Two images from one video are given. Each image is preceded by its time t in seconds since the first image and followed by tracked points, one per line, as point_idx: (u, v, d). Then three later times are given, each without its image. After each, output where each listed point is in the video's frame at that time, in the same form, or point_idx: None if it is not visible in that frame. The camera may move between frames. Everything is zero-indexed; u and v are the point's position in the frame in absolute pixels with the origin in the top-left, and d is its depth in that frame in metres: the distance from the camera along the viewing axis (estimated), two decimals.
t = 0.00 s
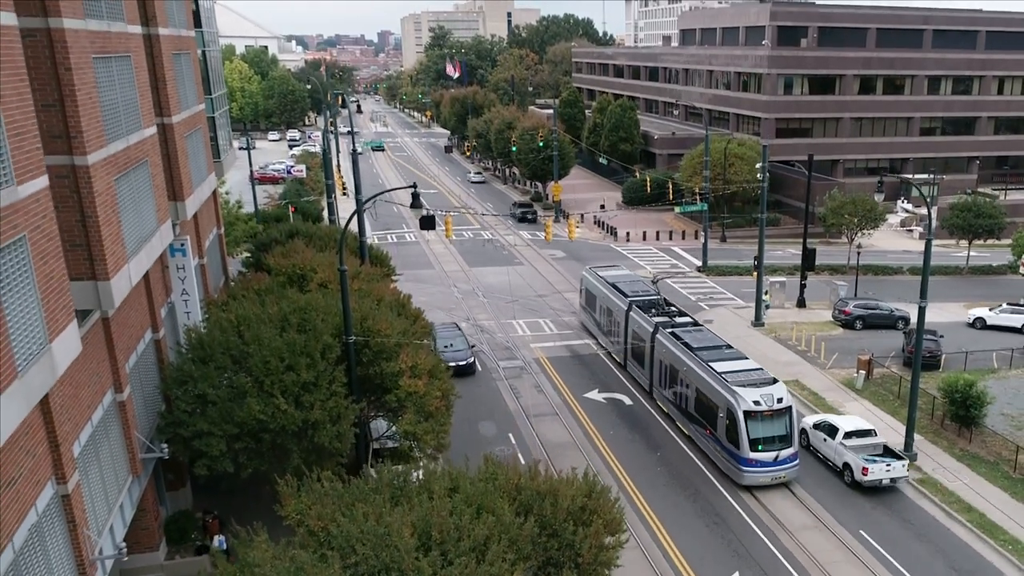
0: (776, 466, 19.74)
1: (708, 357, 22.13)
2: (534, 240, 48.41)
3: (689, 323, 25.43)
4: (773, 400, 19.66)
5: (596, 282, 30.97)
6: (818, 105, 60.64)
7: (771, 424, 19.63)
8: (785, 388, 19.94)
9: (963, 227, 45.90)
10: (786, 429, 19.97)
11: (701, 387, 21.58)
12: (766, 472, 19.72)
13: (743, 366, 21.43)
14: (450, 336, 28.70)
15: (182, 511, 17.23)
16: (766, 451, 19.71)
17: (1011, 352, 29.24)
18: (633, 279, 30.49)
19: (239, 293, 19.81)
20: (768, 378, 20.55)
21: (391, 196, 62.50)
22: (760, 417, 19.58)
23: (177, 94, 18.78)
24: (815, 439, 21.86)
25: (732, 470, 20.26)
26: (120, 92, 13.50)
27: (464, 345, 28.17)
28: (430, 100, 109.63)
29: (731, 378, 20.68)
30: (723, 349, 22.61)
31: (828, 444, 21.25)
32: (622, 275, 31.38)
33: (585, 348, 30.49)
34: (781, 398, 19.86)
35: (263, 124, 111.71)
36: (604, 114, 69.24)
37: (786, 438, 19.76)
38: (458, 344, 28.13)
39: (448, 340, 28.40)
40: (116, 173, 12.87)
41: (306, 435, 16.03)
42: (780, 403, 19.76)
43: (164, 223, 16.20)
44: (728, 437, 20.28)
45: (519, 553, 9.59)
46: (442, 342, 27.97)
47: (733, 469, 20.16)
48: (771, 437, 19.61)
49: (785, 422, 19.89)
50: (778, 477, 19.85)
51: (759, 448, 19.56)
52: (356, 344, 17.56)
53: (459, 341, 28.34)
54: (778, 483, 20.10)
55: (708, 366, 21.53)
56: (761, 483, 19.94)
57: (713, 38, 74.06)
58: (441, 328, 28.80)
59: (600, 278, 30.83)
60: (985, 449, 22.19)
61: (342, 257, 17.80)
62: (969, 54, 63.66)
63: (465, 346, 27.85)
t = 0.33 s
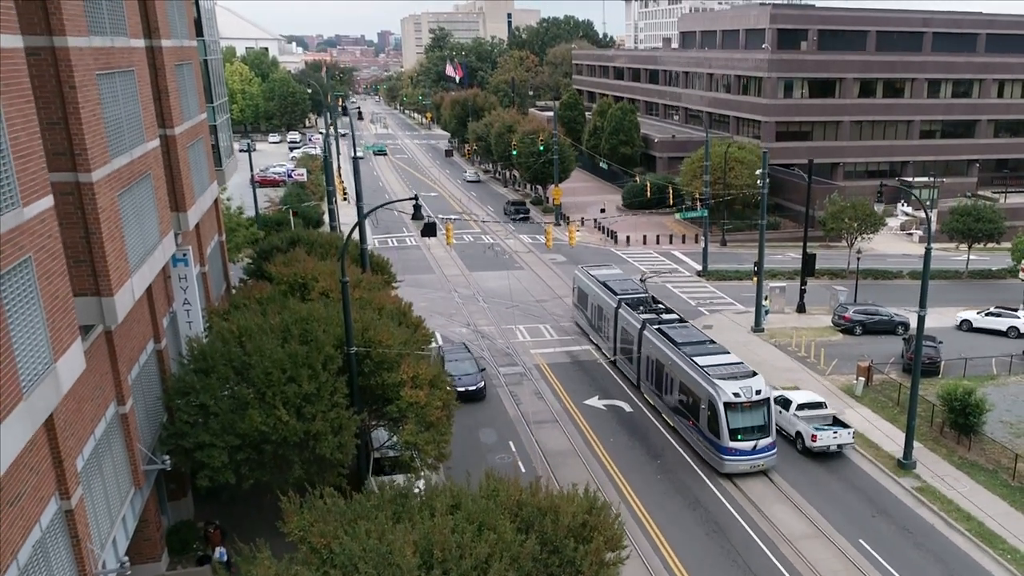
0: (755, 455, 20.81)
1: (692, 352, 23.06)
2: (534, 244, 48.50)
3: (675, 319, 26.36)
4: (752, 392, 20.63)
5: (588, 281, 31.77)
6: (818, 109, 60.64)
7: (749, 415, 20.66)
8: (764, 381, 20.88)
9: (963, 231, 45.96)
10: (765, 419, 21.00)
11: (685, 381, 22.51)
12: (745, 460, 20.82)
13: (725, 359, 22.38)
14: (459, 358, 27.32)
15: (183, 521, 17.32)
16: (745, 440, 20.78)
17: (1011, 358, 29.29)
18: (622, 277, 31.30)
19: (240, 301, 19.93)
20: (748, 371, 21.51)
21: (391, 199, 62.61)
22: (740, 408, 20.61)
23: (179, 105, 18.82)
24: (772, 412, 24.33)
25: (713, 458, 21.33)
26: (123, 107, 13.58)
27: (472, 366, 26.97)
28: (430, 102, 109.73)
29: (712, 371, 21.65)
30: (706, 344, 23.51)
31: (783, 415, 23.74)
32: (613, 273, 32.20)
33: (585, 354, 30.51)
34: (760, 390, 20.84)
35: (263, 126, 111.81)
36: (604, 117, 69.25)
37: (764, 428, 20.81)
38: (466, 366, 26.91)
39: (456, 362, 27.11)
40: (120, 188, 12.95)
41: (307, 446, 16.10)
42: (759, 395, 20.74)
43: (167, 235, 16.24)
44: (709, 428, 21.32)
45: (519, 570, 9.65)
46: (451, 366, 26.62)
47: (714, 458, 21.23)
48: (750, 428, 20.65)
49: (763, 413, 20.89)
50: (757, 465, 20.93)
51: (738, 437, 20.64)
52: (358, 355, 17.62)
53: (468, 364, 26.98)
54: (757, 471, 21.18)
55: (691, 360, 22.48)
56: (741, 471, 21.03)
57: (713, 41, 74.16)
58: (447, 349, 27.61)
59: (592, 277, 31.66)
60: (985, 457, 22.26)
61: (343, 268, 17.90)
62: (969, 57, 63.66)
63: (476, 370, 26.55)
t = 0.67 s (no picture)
0: (735, 444, 22.00)
1: (676, 346, 24.27)
2: (535, 247, 48.59)
3: (662, 315, 27.55)
4: (732, 384, 21.80)
5: (580, 280, 32.87)
6: (818, 112, 60.64)
7: (731, 405, 21.85)
8: (744, 373, 22.06)
9: (963, 235, 46.00)
10: (745, 410, 22.19)
11: (671, 374, 23.66)
12: (726, 449, 21.97)
13: (707, 353, 23.60)
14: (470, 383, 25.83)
15: (186, 531, 17.36)
16: (726, 430, 21.98)
17: (1011, 364, 29.35)
18: (613, 275, 32.47)
19: (241, 310, 19.99)
20: (730, 364, 22.73)
21: (391, 202, 62.72)
22: (721, 399, 21.80)
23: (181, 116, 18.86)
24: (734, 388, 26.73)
25: (696, 446, 22.50)
26: (126, 121, 13.65)
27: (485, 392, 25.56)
28: (430, 104, 109.73)
29: (695, 364, 22.85)
30: (691, 339, 24.70)
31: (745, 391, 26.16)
32: (604, 272, 33.37)
33: (586, 361, 30.55)
34: (740, 382, 22.03)
35: (263, 128, 111.79)
36: (604, 119, 69.31)
37: (743, 418, 22.01)
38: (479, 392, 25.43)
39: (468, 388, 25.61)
40: (123, 203, 13.02)
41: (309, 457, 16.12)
42: (739, 387, 21.92)
43: (169, 247, 16.29)
44: (693, 418, 22.47)
45: None
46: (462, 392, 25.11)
47: (698, 447, 22.39)
48: (731, 418, 21.85)
49: (743, 404, 22.09)
50: (737, 454, 22.11)
51: (719, 427, 21.85)
52: (359, 366, 17.67)
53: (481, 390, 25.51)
54: (738, 459, 22.36)
55: (675, 354, 23.68)
56: (722, 459, 22.21)
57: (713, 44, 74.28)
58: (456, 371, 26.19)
59: (584, 276, 32.72)
60: (984, 465, 22.32)
61: (345, 277, 17.92)
62: (969, 60, 63.68)
63: (487, 397, 25.13)
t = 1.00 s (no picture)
0: (717, 434, 23.01)
1: (662, 342, 25.38)
2: (535, 251, 48.68)
3: (649, 312, 28.68)
4: (714, 376, 22.88)
5: (572, 278, 33.99)
6: (818, 115, 60.72)
7: (712, 397, 22.90)
8: (725, 366, 23.11)
9: (963, 239, 46.04)
10: (726, 401, 23.27)
11: (656, 368, 24.74)
12: (708, 438, 23.02)
13: (691, 347, 24.70)
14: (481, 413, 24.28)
15: (187, 540, 17.33)
16: (707, 420, 23.04)
17: (1010, 370, 29.41)
18: (604, 274, 33.60)
19: (243, 319, 20.07)
20: (712, 358, 23.79)
21: (392, 204, 62.87)
22: (703, 391, 22.89)
23: (183, 127, 18.91)
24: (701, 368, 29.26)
25: (679, 434, 23.61)
26: (129, 136, 13.72)
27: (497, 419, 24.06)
28: (431, 106, 109.90)
29: (679, 358, 23.94)
30: (676, 334, 25.80)
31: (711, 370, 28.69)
32: (596, 271, 34.45)
33: (586, 367, 30.63)
34: (721, 374, 23.13)
35: (264, 130, 111.92)
36: (604, 122, 69.39)
37: (724, 409, 23.09)
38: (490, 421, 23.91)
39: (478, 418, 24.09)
40: (126, 218, 13.09)
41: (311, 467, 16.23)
42: (721, 379, 22.99)
43: (172, 259, 16.39)
44: (677, 409, 23.56)
45: None
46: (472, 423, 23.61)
47: (681, 437, 23.46)
48: (712, 409, 22.94)
49: (725, 396, 23.16)
50: (719, 444, 23.16)
51: (701, 417, 22.93)
52: (361, 377, 17.72)
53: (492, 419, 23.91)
54: (720, 449, 23.41)
55: (661, 349, 24.77)
56: (705, 449, 23.25)
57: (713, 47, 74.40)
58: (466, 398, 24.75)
59: (576, 274, 33.85)
60: (983, 473, 22.38)
61: (347, 288, 17.96)
62: (969, 63, 63.69)
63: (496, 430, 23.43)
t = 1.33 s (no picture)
0: (699, 423, 24.49)
1: (648, 336, 26.60)
2: (535, 255, 48.75)
3: (636, 308, 29.95)
4: (695, 369, 24.19)
5: (564, 276, 35.19)
6: (817, 119, 60.83)
7: (694, 388, 24.25)
8: (707, 359, 24.39)
9: (962, 243, 46.08)
10: (708, 392, 24.62)
11: (642, 362, 25.98)
12: (690, 427, 24.49)
13: (675, 342, 25.96)
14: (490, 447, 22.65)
15: (189, 550, 17.35)
16: (689, 410, 24.47)
17: (1009, 377, 29.47)
18: (594, 271, 34.81)
19: (244, 328, 20.10)
20: (695, 351, 25.05)
21: (392, 207, 62.97)
22: (685, 383, 24.22)
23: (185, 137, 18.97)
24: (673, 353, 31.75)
25: (665, 425, 24.84)
26: (131, 149, 13.79)
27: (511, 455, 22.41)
28: (430, 108, 110.08)
29: (663, 352, 25.21)
30: (662, 330, 27.03)
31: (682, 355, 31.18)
32: (587, 269, 35.69)
33: (586, 373, 30.67)
34: (703, 367, 24.43)
35: (263, 132, 111.95)
36: (603, 125, 69.48)
37: (706, 400, 24.49)
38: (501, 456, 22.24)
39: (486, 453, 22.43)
40: (129, 232, 13.15)
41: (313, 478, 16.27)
42: (702, 372, 24.28)
43: (174, 270, 16.46)
44: (662, 401, 24.87)
45: None
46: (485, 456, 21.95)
47: (665, 427, 24.85)
48: (694, 400, 24.32)
49: (706, 387, 24.51)
50: (702, 432, 24.62)
51: (684, 408, 24.34)
52: (362, 388, 17.80)
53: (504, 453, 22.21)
54: (701, 437, 24.87)
55: (646, 343, 26.04)
56: (688, 437, 24.72)
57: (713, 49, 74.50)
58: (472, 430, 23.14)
59: (568, 272, 35.02)
60: (983, 480, 22.42)
61: (347, 299, 18.00)
62: (968, 66, 63.76)
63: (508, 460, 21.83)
